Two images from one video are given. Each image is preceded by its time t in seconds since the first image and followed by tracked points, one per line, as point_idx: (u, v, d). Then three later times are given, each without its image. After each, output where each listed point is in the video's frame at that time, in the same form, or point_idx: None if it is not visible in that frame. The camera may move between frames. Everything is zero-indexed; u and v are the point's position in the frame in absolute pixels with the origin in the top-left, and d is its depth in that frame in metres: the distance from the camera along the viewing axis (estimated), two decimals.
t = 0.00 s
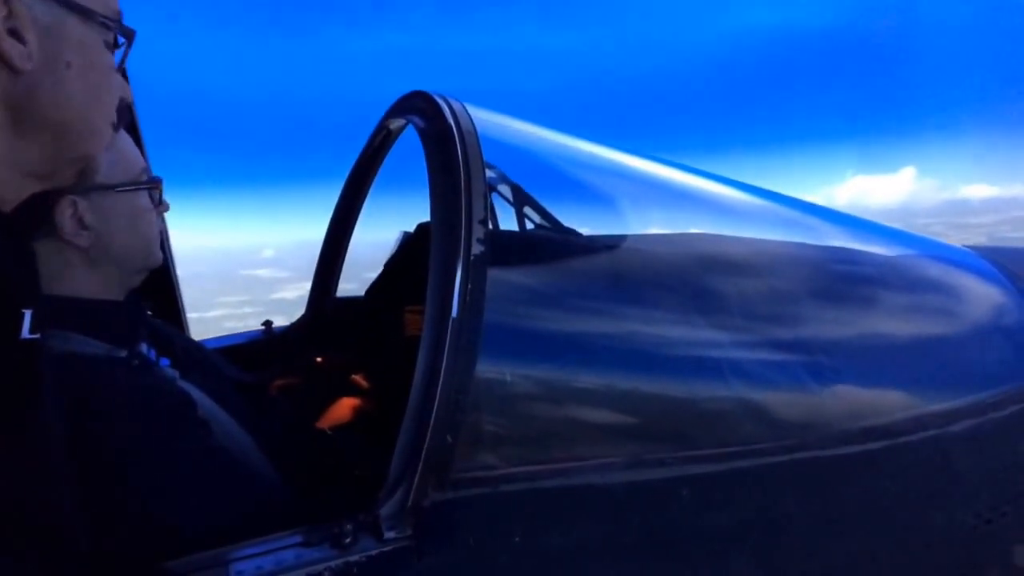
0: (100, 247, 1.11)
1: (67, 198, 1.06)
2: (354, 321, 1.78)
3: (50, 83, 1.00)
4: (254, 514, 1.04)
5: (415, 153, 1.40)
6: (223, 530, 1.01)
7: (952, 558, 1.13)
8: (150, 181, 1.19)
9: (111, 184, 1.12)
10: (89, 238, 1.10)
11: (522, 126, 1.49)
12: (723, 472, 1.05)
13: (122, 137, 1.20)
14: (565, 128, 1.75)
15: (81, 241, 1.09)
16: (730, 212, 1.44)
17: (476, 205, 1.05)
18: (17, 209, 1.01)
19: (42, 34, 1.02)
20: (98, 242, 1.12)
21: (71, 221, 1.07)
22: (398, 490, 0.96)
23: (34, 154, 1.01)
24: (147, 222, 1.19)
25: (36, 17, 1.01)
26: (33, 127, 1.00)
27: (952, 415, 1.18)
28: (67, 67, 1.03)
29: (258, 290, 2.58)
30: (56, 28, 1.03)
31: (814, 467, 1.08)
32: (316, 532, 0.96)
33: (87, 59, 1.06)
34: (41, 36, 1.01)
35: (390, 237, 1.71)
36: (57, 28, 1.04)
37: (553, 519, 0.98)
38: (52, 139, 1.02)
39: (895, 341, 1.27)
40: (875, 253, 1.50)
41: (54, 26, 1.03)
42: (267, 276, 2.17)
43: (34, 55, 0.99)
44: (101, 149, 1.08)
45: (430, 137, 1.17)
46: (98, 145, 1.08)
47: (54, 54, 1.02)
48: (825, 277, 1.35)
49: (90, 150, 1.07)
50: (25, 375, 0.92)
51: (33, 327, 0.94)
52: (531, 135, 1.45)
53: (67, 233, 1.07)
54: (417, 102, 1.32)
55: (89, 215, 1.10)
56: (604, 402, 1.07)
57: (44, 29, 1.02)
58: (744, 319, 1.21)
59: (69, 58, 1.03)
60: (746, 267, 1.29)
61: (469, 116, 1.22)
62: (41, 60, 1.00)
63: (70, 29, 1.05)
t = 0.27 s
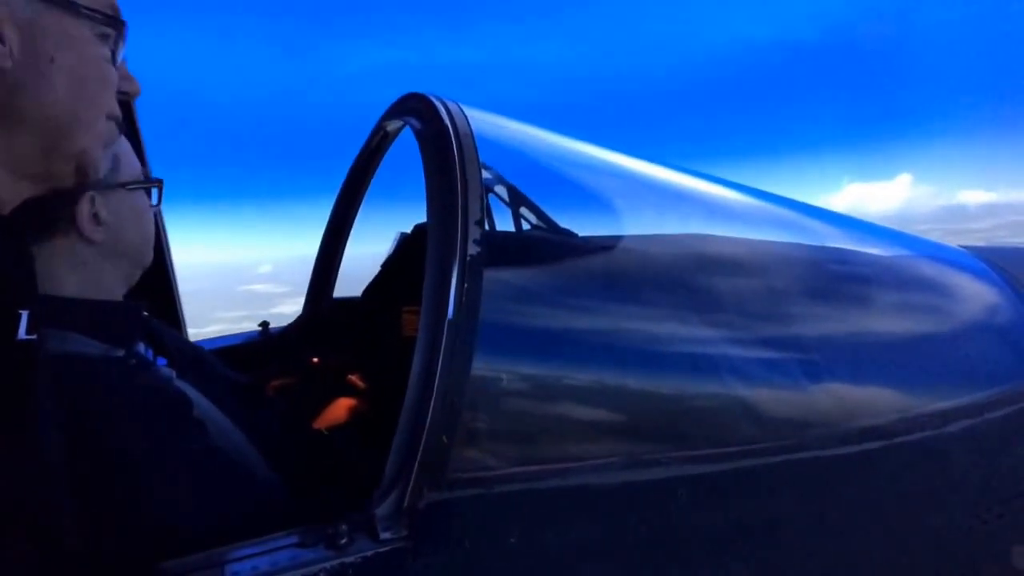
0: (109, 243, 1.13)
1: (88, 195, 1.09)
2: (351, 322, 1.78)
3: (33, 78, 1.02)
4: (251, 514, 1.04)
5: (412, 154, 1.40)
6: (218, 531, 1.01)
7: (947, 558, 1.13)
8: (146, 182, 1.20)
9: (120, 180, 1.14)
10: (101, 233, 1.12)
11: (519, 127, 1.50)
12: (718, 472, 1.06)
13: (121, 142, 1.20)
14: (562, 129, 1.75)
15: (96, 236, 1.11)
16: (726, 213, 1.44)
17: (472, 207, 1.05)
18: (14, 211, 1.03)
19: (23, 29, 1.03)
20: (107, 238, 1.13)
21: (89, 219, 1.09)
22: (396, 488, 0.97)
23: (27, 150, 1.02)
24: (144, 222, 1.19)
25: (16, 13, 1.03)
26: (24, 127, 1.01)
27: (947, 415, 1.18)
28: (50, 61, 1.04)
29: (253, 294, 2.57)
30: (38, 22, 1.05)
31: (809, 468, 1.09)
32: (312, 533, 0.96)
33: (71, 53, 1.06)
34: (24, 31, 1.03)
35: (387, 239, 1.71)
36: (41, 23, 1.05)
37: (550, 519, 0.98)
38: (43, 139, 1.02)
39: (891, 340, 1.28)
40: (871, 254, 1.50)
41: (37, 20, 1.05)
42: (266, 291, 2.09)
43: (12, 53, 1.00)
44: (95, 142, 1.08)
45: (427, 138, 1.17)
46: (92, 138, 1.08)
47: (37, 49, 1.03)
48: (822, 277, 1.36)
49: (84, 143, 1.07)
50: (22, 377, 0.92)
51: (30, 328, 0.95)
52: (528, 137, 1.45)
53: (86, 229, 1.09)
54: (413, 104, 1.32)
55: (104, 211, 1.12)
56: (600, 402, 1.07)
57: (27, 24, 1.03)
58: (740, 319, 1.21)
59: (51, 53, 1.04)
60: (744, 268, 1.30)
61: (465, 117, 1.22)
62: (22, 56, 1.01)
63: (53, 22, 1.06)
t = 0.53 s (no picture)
0: (111, 241, 1.14)
1: (90, 193, 1.11)
2: (346, 324, 1.78)
3: (11, 78, 1.03)
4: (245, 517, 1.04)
5: (408, 156, 1.40)
6: (212, 533, 1.01)
7: (941, 560, 1.13)
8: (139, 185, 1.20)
9: (116, 181, 1.15)
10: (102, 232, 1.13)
11: (514, 130, 1.50)
12: (711, 475, 1.06)
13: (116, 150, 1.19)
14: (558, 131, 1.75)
15: (96, 234, 1.12)
16: (721, 216, 1.45)
17: (466, 209, 1.05)
18: (9, 212, 1.03)
19: (3, 30, 1.04)
20: (110, 237, 1.14)
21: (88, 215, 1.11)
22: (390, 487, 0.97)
23: (9, 150, 1.02)
24: (137, 223, 1.19)
25: None
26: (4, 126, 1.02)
27: (940, 418, 1.19)
28: (29, 61, 1.04)
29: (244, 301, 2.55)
30: (20, 22, 1.06)
31: (802, 470, 1.09)
32: (306, 535, 0.96)
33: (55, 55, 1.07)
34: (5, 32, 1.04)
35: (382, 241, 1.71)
36: (23, 23, 1.06)
37: (543, 522, 0.98)
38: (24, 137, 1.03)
39: (884, 342, 1.28)
40: (866, 256, 1.51)
41: (18, 20, 1.06)
42: (262, 301, 2.06)
43: None
44: (81, 142, 1.09)
45: (421, 140, 1.17)
46: (77, 138, 1.08)
47: (17, 50, 1.04)
48: (817, 279, 1.36)
49: (69, 143, 1.07)
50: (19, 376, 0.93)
51: (24, 330, 0.94)
52: (523, 139, 1.45)
53: (85, 223, 1.10)
54: (408, 106, 1.33)
55: (104, 210, 1.13)
56: (594, 403, 1.07)
57: (7, 25, 1.04)
58: (734, 321, 1.21)
59: (31, 53, 1.05)
60: (738, 270, 1.30)
61: (460, 120, 1.23)
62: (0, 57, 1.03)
63: (36, 22, 1.07)
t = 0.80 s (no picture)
0: (100, 245, 1.13)
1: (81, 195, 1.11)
2: (337, 328, 1.78)
3: None
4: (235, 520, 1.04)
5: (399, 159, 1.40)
6: (204, 536, 1.00)
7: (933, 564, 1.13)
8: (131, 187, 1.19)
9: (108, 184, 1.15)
10: (90, 236, 1.12)
11: (506, 134, 1.50)
12: (702, 478, 1.06)
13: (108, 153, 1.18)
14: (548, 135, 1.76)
15: (84, 236, 1.11)
16: (712, 220, 1.45)
17: (458, 213, 1.05)
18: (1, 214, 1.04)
19: None
20: (99, 241, 1.13)
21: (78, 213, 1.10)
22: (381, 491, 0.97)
23: None
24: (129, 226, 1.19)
25: None
26: None
27: (930, 421, 1.19)
28: (12, 62, 1.05)
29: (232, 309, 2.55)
30: (6, 24, 1.06)
31: (793, 474, 1.09)
32: (296, 539, 0.96)
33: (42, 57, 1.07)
34: None
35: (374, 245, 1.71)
36: (10, 25, 1.07)
37: (534, 525, 0.98)
38: (9, 137, 1.04)
39: (875, 346, 1.28)
40: (858, 261, 1.51)
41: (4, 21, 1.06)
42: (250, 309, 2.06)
43: None
44: (69, 143, 1.09)
45: (413, 143, 1.17)
46: (64, 138, 1.08)
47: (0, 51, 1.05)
48: (808, 284, 1.36)
49: (56, 144, 1.07)
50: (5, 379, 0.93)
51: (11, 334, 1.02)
52: (515, 144, 1.45)
53: (74, 222, 1.09)
54: (400, 110, 1.33)
55: (94, 213, 1.12)
56: (585, 407, 1.07)
57: None
58: (725, 325, 1.21)
59: (14, 54, 1.05)
60: (730, 275, 1.30)
61: (451, 123, 1.23)
62: None
63: (22, 24, 1.08)
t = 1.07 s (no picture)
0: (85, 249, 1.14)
1: (63, 200, 1.11)
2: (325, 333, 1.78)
3: None
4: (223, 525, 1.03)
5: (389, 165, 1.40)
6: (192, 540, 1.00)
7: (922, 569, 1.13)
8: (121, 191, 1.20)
9: (94, 188, 1.16)
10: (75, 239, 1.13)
11: (496, 139, 1.50)
12: (690, 483, 1.06)
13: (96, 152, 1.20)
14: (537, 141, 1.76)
15: (69, 240, 1.12)
16: (700, 225, 1.45)
17: (447, 218, 1.05)
18: None
19: None
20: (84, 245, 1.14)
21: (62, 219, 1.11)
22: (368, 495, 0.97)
23: None
24: (117, 230, 1.19)
25: None
26: None
27: (918, 427, 1.19)
28: None
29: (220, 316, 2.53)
30: None
31: (781, 479, 1.09)
32: (284, 544, 0.95)
33: (42, 60, 1.06)
34: None
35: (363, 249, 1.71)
36: None
37: (522, 530, 0.98)
38: None
39: (863, 351, 1.29)
40: (845, 267, 1.52)
41: None
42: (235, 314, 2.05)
43: None
44: (56, 147, 1.08)
45: (402, 147, 1.17)
46: (51, 143, 1.07)
47: None
48: (796, 289, 1.36)
49: (44, 148, 1.06)
50: None
51: None
52: (504, 149, 1.45)
53: (57, 228, 1.10)
54: (389, 114, 1.33)
55: (78, 217, 1.13)
56: (574, 411, 1.07)
57: None
58: (714, 330, 1.21)
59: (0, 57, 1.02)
60: (718, 280, 1.30)
61: (441, 128, 1.23)
62: None
63: (7, 25, 1.05)
